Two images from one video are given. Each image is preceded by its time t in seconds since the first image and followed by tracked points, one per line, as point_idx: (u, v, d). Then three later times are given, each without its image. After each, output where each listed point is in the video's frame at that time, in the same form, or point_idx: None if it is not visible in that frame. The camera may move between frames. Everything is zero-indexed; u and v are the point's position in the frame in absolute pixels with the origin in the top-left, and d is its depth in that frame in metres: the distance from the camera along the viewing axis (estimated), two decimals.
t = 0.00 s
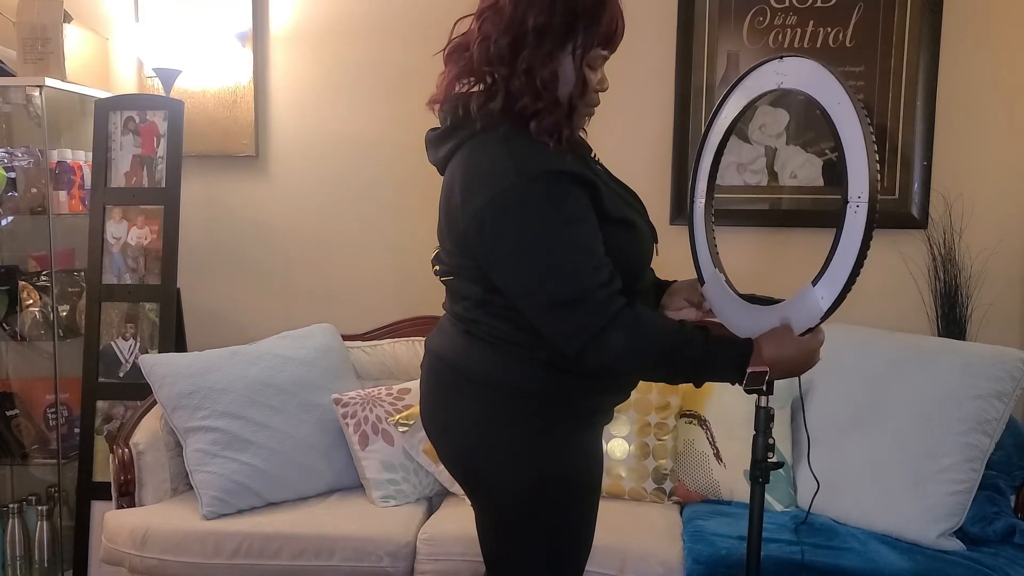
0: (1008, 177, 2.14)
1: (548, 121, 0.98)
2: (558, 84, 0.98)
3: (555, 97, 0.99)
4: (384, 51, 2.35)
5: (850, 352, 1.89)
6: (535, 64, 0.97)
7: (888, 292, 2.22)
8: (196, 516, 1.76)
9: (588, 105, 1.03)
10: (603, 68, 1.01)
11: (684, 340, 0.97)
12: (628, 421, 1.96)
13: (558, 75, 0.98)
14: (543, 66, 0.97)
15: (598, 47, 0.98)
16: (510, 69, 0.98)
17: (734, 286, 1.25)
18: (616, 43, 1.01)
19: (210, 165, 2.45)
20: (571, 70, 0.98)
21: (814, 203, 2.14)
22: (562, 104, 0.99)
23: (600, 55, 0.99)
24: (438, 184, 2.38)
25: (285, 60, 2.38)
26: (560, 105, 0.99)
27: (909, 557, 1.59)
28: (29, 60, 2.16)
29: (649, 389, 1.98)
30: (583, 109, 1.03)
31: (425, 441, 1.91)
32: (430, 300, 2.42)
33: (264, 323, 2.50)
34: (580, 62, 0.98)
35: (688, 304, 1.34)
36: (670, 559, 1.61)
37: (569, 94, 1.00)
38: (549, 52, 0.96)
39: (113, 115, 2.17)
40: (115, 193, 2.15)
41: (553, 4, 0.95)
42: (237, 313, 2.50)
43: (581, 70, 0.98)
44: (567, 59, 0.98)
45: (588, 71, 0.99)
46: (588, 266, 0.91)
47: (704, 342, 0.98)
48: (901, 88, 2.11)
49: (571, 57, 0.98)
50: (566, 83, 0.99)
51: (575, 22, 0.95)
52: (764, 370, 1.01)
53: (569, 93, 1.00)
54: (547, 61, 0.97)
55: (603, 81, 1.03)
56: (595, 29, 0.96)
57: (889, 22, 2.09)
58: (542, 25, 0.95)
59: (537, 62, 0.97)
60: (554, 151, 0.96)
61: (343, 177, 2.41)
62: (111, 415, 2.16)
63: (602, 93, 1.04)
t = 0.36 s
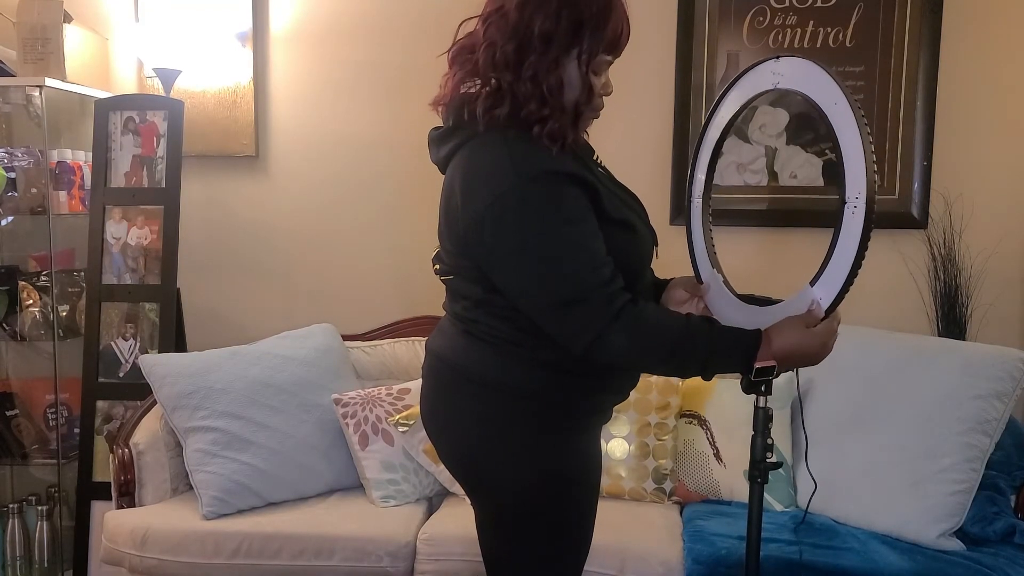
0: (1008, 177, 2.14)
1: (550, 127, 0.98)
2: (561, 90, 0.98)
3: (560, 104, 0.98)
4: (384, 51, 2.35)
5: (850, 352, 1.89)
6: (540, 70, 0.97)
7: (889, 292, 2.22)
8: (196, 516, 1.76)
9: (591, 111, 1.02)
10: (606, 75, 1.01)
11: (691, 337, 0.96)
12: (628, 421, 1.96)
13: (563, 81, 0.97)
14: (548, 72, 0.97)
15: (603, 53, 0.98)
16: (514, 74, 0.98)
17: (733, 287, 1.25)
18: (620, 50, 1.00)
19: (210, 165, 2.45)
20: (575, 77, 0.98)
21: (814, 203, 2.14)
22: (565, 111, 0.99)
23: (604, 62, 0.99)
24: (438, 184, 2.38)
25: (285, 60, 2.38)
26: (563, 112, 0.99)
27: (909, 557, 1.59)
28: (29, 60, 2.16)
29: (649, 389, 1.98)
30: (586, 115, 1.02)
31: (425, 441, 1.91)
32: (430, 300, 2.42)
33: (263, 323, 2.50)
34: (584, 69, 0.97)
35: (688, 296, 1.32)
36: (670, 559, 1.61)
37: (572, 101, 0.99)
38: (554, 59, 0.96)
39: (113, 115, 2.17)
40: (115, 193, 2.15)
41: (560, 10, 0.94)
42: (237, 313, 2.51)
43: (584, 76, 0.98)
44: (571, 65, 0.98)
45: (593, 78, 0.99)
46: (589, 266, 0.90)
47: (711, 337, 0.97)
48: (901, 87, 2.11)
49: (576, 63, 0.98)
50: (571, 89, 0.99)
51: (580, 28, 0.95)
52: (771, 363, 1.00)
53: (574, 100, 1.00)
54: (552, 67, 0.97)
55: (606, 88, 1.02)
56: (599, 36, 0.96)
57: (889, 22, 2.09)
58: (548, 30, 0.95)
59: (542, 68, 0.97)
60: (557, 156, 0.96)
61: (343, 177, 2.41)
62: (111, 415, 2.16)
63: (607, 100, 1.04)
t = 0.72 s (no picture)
0: (1008, 177, 2.14)
1: (509, 127, 0.97)
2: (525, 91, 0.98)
3: (510, 107, 0.98)
4: (384, 51, 2.35)
5: (850, 352, 1.89)
6: (490, 75, 0.98)
7: (889, 291, 2.22)
8: (196, 516, 1.76)
9: (565, 114, 1.00)
10: (581, 78, 0.98)
11: (685, 320, 0.93)
12: (628, 420, 1.95)
13: (512, 86, 0.97)
14: (496, 77, 0.98)
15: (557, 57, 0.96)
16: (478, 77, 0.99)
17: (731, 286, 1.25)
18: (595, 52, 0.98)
19: (210, 165, 2.45)
20: (538, 77, 0.97)
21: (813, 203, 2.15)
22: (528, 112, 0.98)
23: (573, 65, 0.96)
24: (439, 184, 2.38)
25: (285, 60, 2.38)
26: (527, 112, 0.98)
27: (909, 557, 1.59)
28: (29, 60, 2.16)
29: (649, 388, 1.97)
30: (559, 117, 1.00)
31: (426, 441, 1.91)
32: (430, 300, 2.42)
33: (263, 323, 2.50)
34: (547, 70, 0.96)
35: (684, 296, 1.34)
36: (670, 558, 1.61)
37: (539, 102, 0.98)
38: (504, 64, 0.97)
39: (113, 115, 2.17)
40: (115, 193, 2.15)
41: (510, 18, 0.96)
42: (237, 313, 2.51)
43: (548, 78, 0.97)
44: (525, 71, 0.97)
45: (549, 82, 0.97)
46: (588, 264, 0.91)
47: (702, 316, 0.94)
48: (901, 87, 2.11)
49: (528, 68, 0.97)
50: (525, 94, 0.98)
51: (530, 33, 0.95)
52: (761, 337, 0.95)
53: (530, 104, 0.99)
54: (502, 72, 0.97)
55: (584, 91, 0.99)
56: (562, 39, 0.95)
57: (889, 22, 2.09)
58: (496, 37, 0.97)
59: (491, 73, 0.98)
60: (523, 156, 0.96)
61: (343, 177, 2.41)
62: (111, 415, 2.16)
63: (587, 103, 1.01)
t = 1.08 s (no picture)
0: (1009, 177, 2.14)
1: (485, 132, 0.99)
2: (502, 100, 0.99)
3: (491, 116, 1.00)
4: (384, 51, 2.35)
5: (850, 352, 1.89)
6: (475, 87, 1.01)
7: (889, 291, 2.21)
8: (196, 516, 1.76)
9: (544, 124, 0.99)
10: (557, 90, 0.98)
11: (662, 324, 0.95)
12: (628, 420, 1.95)
13: (493, 96, 1.00)
14: (480, 88, 1.00)
15: (534, 69, 0.98)
16: (466, 89, 1.03)
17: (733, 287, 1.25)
18: (571, 63, 0.98)
19: (210, 165, 2.45)
20: (513, 87, 0.98)
21: (814, 203, 2.13)
22: (504, 120, 0.99)
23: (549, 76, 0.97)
24: (439, 184, 2.38)
25: (285, 60, 2.38)
26: (503, 122, 0.99)
27: (909, 557, 1.59)
28: (29, 59, 2.16)
29: (650, 388, 1.97)
30: (534, 129, 1.00)
31: (426, 441, 1.91)
32: (429, 300, 2.42)
33: (263, 323, 2.50)
34: (522, 79, 0.98)
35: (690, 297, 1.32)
36: (670, 558, 1.61)
37: (515, 112, 0.99)
38: (487, 76, 1.00)
39: (113, 115, 2.17)
40: (115, 193, 2.15)
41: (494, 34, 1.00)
42: (237, 312, 2.51)
43: (523, 87, 0.98)
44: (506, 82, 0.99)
45: (527, 93, 0.98)
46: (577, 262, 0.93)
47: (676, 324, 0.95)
48: (901, 87, 2.11)
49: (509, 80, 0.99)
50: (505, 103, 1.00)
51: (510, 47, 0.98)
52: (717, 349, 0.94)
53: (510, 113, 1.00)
54: (484, 83, 1.00)
55: (559, 103, 0.98)
56: (536, 49, 0.97)
57: (889, 22, 2.09)
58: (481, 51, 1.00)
59: (476, 84, 1.01)
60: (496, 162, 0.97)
61: (343, 176, 2.41)
62: (110, 415, 2.16)
63: (567, 117, 0.99)
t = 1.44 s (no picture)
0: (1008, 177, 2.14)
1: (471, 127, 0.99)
2: (493, 98, 0.98)
3: (481, 112, 0.99)
4: (384, 52, 2.35)
5: (848, 352, 1.89)
6: (475, 81, 1.00)
7: (889, 291, 2.21)
8: (196, 516, 1.76)
9: (530, 126, 0.97)
10: (547, 92, 0.96)
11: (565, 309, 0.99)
12: (628, 421, 1.94)
13: (485, 92, 0.98)
14: (477, 83, 1.00)
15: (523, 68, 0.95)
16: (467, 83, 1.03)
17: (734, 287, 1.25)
18: (562, 66, 0.95)
19: (210, 165, 2.45)
20: (504, 85, 0.97)
21: (814, 203, 2.15)
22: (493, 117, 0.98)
23: (537, 79, 0.95)
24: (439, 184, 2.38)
25: (285, 60, 2.38)
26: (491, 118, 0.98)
27: (909, 558, 1.59)
28: (29, 60, 2.17)
29: (649, 388, 1.96)
30: (523, 129, 0.98)
31: (426, 442, 1.91)
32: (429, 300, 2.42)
33: (263, 323, 2.50)
34: (512, 78, 0.96)
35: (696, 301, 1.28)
36: (670, 558, 1.61)
37: (504, 109, 0.98)
38: (484, 71, 0.99)
39: (113, 115, 2.17)
40: (115, 193, 2.15)
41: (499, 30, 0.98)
42: (237, 313, 2.51)
43: (514, 87, 0.96)
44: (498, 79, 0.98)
45: (516, 92, 0.96)
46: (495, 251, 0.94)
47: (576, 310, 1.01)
48: (901, 87, 2.11)
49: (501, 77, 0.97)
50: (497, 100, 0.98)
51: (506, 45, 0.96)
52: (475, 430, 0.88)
53: (498, 112, 0.98)
54: (481, 78, 0.99)
55: (547, 108, 0.96)
56: (528, 49, 0.94)
57: (889, 22, 2.09)
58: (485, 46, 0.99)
59: (475, 78, 1.00)
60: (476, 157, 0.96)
61: (343, 177, 2.41)
62: (111, 416, 2.16)
63: (556, 119, 0.97)
